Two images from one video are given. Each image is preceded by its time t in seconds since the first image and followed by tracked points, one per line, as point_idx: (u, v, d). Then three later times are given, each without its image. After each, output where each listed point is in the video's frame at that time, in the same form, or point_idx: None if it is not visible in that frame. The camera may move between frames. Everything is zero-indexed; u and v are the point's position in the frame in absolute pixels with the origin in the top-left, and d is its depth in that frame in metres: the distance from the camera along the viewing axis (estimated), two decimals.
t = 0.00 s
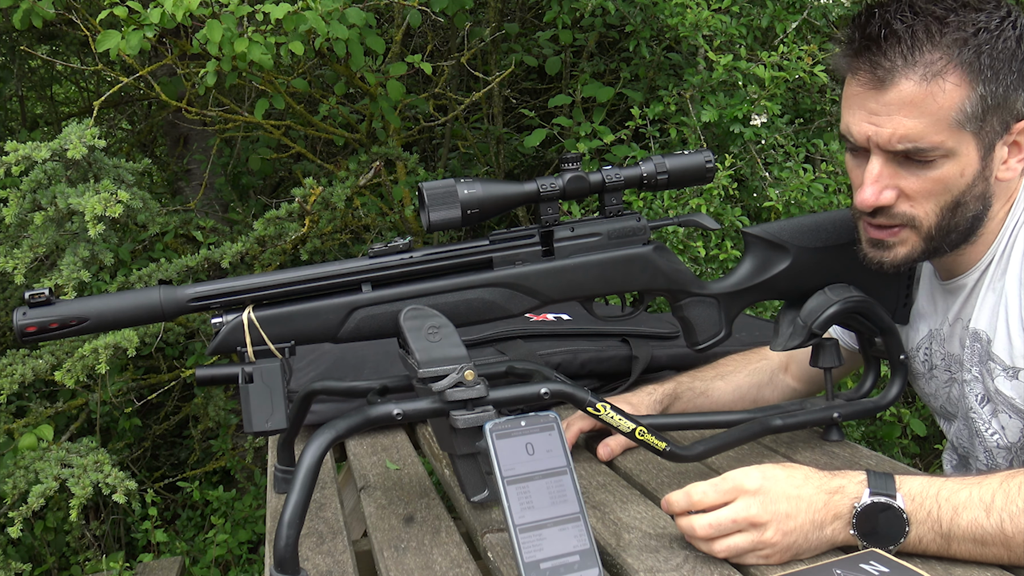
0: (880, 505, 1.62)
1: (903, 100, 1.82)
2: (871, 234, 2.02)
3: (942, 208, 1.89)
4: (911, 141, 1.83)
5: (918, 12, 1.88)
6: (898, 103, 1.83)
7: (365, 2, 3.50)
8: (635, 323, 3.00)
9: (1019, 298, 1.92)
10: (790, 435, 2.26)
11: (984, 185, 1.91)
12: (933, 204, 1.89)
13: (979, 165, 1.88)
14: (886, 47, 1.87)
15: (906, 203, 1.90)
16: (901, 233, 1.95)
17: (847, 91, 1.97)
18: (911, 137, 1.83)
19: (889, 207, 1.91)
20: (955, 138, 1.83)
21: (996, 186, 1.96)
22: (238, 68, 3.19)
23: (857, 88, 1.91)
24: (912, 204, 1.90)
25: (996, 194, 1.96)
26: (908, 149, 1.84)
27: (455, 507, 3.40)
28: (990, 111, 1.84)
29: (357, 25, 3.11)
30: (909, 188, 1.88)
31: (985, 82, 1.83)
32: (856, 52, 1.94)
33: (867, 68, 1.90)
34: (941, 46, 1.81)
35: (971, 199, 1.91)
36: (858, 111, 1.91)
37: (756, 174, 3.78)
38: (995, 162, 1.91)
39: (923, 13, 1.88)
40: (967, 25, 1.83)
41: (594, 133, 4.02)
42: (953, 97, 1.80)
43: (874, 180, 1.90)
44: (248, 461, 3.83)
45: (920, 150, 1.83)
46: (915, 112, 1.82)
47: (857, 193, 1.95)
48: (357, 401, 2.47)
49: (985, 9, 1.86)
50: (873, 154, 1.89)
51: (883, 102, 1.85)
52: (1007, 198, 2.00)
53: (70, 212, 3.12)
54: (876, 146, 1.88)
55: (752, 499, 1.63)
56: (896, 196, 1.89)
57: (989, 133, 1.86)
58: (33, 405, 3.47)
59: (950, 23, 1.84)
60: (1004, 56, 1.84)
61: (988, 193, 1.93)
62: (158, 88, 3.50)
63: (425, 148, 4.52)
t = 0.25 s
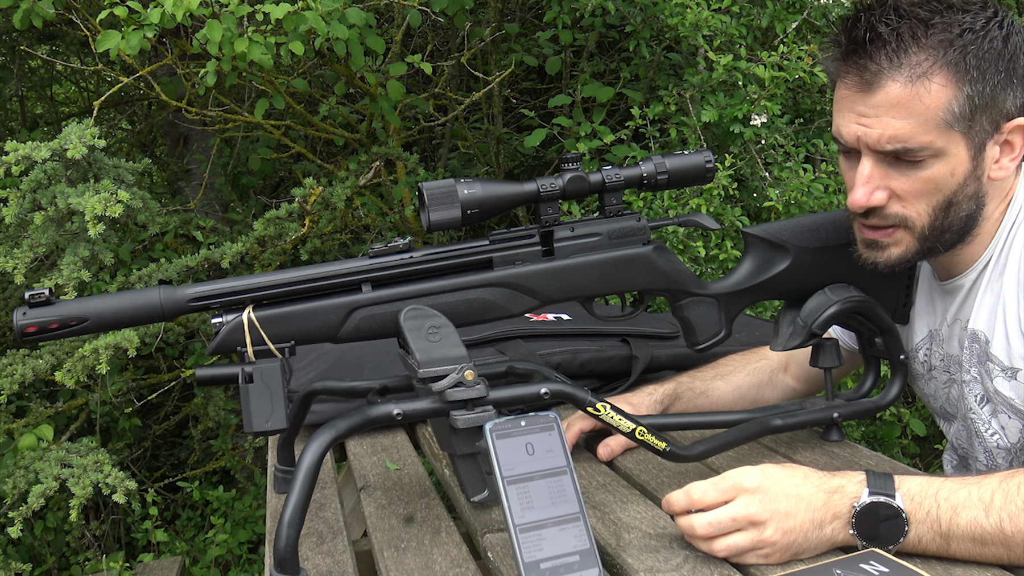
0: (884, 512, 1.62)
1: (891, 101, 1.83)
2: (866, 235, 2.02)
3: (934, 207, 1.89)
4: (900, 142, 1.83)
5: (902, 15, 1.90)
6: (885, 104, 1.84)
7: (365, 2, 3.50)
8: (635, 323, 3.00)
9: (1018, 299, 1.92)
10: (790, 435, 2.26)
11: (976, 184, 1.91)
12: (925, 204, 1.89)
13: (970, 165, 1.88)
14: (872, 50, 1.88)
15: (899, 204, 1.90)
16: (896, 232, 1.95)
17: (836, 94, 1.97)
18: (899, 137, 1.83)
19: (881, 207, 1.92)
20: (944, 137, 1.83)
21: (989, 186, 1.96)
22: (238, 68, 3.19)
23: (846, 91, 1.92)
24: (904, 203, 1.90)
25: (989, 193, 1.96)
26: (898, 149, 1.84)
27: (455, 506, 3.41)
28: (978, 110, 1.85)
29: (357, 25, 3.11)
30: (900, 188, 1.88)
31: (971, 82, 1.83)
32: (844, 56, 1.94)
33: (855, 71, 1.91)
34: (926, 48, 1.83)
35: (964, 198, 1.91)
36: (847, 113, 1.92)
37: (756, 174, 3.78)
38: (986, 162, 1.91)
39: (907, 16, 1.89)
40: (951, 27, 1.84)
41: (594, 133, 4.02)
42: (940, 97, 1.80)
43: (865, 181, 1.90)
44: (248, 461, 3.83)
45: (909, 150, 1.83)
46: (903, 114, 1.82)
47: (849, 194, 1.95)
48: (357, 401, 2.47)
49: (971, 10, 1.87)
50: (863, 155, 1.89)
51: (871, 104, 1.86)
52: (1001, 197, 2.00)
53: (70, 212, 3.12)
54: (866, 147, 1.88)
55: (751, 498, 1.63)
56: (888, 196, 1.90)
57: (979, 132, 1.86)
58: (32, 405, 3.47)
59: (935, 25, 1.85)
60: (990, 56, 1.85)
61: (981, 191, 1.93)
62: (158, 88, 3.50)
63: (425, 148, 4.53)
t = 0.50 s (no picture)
0: (887, 518, 1.61)
1: (887, 101, 1.83)
2: (864, 235, 2.02)
3: (932, 206, 1.90)
4: (896, 141, 1.83)
5: (897, 15, 1.90)
6: (881, 104, 1.84)
7: (365, 2, 3.50)
8: (634, 323, 3.00)
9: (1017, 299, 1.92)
10: (790, 435, 2.26)
11: (974, 183, 1.91)
12: (923, 203, 1.89)
13: (967, 164, 1.88)
14: (867, 50, 1.88)
15: (896, 203, 1.90)
16: (894, 232, 1.95)
17: (833, 94, 1.97)
18: (896, 137, 1.83)
19: (878, 207, 1.92)
20: (940, 136, 1.83)
21: (987, 185, 1.96)
22: (238, 68, 3.19)
23: (842, 91, 1.92)
24: (902, 203, 1.90)
25: (987, 192, 1.97)
26: (894, 148, 1.84)
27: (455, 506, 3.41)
28: (974, 109, 1.85)
29: (357, 25, 3.11)
30: (897, 187, 1.88)
31: (967, 81, 1.83)
32: (839, 55, 1.94)
33: (850, 70, 1.90)
34: (921, 47, 1.82)
35: (962, 197, 1.91)
36: (844, 113, 1.92)
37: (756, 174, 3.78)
38: (983, 160, 1.91)
39: (902, 16, 1.89)
40: (947, 26, 1.84)
41: (594, 134, 4.02)
42: (935, 96, 1.80)
43: (862, 181, 1.90)
44: (248, 461, 3.83)
45: (906, 149, 1.83)
46: (899, 113, 1.82)
47: (847, 194, 1.95)
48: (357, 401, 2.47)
49: (966, 9, 1.88)
50: (860, 154, 1.89)
51: (867, 103, 1.86)
52: (999, 196, 2.01)
53: (70, 212, 3.12)
54: (863, 147, 1.88)
55: (751, 497, 1.63)
56: (885, 196, 1.90)
57: (975, 131, 1.86)
58: (33, 405, 3.47)
59: (930, 24, 1.85)
60: (985, 55, 1.86)
61: (979, 190, 1.93)
62: (158, 88, 3.50)
63: (425, 148, 4.53)
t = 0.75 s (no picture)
0: (886, 515, 1.62)
1: (890, 101, 1.83)
2: (865, 235, 2.02)
3: (934, 207, 1.90)
4: (899, 141, 1.83)
5: (901, 15, 1.90)
6: (884, 104, 1.84)
7: (365, 2, 3.50)
8: (635, 323, 3.00)
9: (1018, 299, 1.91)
10: (790, 435, 2.26)
11: (976, 184, 1.91)
12: (925, 203, 1.89)
13: (970, 164, 1.88)
14: (871, 50, 1.88)
15: (898, 203, 1.90)
16: (895, 233, 1.95)
17: (836, 94, 1.97)
18: (899, 137, 1.83)
19: (880, 207, 1.92)
20: (943, 136, 1.83)
21: (988, 185, 1.96)
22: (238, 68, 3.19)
23: (845, 91, 1.92)
24: (904, 203, 1.90)
25: (988, 193, 1.97)
26: (897, 149, 1.84)
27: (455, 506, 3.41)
28: (977, 109, 1.85)
29: (357, 25, 3.11)
30: (900, 188, 1.88)
31: (970, 81, 1.83)
32: (842, 55, 1.94)
33: (854, 70, 1.90)
34: (925, 47, 1.83)
35: (964, 198, 1.91)
36: (846, 113, 1.92)
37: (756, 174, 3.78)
38: (986, 161, 1.91)
39: (906, 16, 1.89)
40: (950, 26, 1.85)
41: (594, 134, 4.02)
42: (939, 97, 1.80)
43: (864, 181, 1.90)
44: (248, 461, 3.83)
45: (909, 150, 1.83)
46: (902, 113, 1.82)
47: (849, 194, 1.95)
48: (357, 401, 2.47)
49: (969, 9, 1.88)
50: (863, 154, 1.89)
51: (870, 103, 1.86)
52: (1001, 197, 2.01)
53: (70, 212, 3.12)
54: (866, 147, 1.88)
55: (752, 498, 1.63)
56: (887, 196, 1.90)
57: (978, 132, 1.86)
58: (33, 405, 3.47)
59: (934, 24, 1.85)
60: (988, 55, 1.86)
61: (981, 191, 1.93)
62: (158, 88, 3.50)
63: (425, 148, 4.53)
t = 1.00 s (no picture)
0: (885, 511, 1.62)
1: (891, 101, 1.83)
2: (865, 236, 2.02)
3: (934, 208, 1.89)
4: (900, 141, 1.83)
5: (902, 15, 1.89)
6: (885, 104, 1.84)
7: (365, 3, 3.50)
8: (635, 323, 3.00)
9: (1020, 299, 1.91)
10: (790, 435, 2.26)
11: (977, 185, 1.91)
12: (925, 204, 1.89)
13: (971, 165, 1.88)
14: (872, 50, 1.88)
15: (899, 204, 1.90)
16: (896, 233, 1.95)
17: (837, 94, 1.98)
18: (900, 137, 1.83)
19: (881, 208, 1.92)
20: (944, 137, 1.83)
21: (989, 185, 1.96)
22: (238, 68, 3.19)
23: (846, 90, 1.92)
24: (904, 203, 1.90)
25: (989, 193, 1.97)
26: (898, 149, 1.84)
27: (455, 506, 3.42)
28: (978, 110, 1.85)
29: (357, 25, 3.11)
30: (900, 188, 1.89)
31: (971, 82, 1.83)
32: (844, 55, 1.95)
33: (855, 70, 1.91)
34: (927, 47, 1.82)
35: (964, 198, 1.91)
36: (848, 113, 1.92)
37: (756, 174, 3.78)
38: (987, 161, 1.91)
39: (908, 16, 1.89)
40: (951, 27, 1.85)
41: (594, 134, 4.02)
42: (940, 97, 1.81)
43: (865, 181, 1.90)
44: (248, 461, 3.83)
45: (910, 150, 1.83)
46: (903, 113, 1.83)
47: (850, 194, 1.95)
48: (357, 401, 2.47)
49: (971, 10, 1.87)
50: (864, 155, 1.89)
51: (872, 103, 1.86)
52: (1001, 197, 2.01)
53: (70, 212, 3.12)
54: (867, 147, 1.88)
55: (753, 497, 1.63)
56: (888, 196, 1.90)
57: (979, 132, 1.86)
58: (33, 405, 3.47)
59: (935, 24, 1.85)
60: (990, 56, 1.86)
61: (981, 192, 1.93)
62: (158, 88, 3.50)
63: (425, 148, 4.53)
